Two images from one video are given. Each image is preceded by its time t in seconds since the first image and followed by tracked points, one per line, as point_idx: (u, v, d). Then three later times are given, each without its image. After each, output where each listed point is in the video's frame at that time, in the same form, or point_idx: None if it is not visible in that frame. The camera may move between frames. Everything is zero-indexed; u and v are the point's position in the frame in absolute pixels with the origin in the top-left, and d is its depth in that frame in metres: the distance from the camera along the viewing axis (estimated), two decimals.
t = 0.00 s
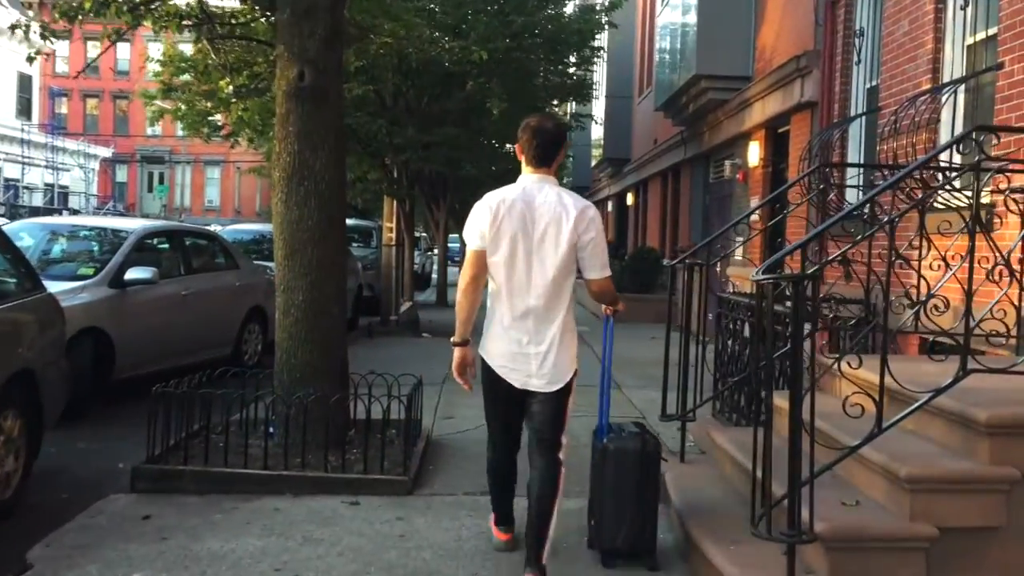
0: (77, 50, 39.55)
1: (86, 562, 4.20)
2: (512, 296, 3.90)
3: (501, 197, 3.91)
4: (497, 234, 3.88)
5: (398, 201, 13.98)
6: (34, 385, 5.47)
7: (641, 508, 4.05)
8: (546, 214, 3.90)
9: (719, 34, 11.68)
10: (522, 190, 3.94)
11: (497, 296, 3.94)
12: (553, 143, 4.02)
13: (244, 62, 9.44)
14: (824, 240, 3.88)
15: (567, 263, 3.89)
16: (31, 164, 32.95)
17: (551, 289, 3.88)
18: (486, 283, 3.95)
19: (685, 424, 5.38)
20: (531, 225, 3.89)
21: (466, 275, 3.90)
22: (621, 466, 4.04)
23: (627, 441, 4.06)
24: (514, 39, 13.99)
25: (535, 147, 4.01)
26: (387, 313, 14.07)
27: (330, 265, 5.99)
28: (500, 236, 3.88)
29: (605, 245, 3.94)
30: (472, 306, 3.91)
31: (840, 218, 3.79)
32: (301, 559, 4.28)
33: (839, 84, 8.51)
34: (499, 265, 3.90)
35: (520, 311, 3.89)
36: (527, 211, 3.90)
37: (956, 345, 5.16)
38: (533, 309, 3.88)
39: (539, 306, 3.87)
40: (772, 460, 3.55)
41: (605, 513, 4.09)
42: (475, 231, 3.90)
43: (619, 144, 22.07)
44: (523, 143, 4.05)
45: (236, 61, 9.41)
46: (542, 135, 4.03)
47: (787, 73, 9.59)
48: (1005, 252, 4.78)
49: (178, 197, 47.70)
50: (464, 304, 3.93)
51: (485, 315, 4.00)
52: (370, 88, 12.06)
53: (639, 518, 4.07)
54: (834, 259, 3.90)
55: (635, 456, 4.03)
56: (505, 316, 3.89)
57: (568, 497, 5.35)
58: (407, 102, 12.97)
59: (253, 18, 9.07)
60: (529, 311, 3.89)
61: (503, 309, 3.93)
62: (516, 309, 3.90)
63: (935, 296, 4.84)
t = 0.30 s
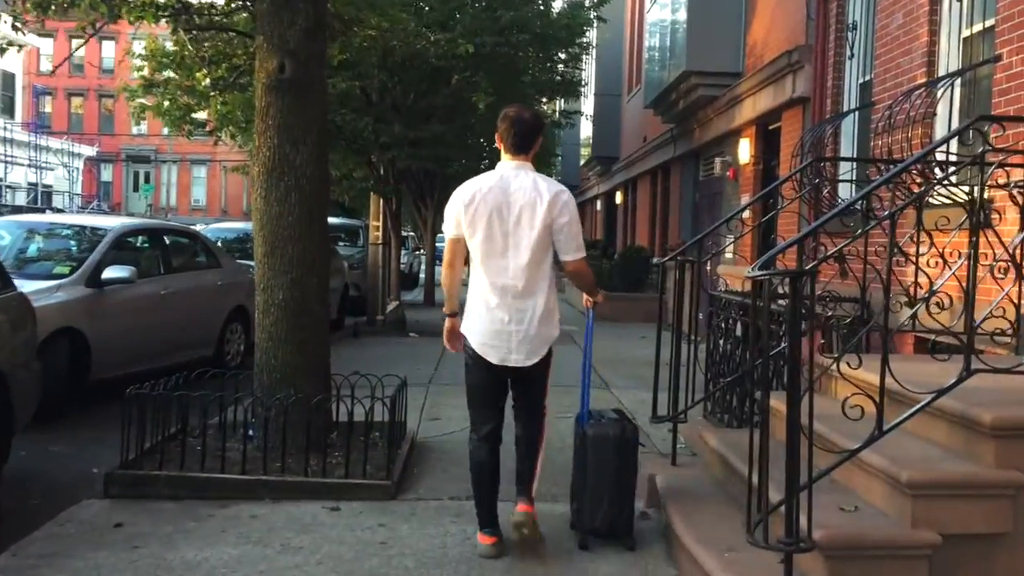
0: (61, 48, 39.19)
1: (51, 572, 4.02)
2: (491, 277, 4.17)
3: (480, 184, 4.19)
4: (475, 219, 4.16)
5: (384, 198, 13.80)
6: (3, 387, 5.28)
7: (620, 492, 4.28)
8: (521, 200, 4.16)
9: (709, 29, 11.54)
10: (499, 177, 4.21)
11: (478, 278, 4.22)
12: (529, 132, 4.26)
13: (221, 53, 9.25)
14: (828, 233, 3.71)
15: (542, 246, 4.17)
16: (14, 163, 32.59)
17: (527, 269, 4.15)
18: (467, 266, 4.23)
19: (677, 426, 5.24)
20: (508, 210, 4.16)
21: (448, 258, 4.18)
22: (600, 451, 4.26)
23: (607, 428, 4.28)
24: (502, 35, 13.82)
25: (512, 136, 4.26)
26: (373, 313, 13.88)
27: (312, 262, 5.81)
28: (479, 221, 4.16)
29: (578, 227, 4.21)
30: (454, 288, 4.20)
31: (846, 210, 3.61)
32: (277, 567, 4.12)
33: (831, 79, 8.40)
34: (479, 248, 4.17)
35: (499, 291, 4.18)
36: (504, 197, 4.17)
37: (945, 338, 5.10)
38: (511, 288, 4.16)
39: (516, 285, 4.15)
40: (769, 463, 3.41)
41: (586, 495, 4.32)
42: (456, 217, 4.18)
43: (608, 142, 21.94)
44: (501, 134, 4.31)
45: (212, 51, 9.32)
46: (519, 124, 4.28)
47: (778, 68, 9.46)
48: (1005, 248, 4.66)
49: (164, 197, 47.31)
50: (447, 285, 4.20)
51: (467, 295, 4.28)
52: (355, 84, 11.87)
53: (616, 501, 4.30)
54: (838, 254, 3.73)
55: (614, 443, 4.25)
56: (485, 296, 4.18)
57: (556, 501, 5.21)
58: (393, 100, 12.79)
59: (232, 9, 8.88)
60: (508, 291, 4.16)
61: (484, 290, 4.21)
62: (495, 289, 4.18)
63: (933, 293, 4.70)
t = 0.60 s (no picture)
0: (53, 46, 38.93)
1: None
2: (483, 287, 4.23)
3: (476, 197, 4.26)
4: (470, 229, 4.22)
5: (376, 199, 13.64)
6: None
7: (601, 483, 4.51)
8: (515, 214, 4.23)
9: (704, 27, 11.38)
10: (494, 192, 4.29)
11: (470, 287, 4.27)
12: (525, 150, 4.34)
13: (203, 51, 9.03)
14: (828, 239, 3.55)
15: (534, 259, 4.22)
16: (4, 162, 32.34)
17: (518, 280, 4.21)
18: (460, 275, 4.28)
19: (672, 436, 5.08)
20: (502, 222, 4.23)
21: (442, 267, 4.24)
22: (584, 445, 4.50)
23: (589, 422, 4.51)
24: (495, 33, 13.64)
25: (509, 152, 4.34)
26: (365, 315, 13.71)
27: (296, 267, 5.65)
28: (473, 232, 4.22)
29: (570, 244, 4.27)
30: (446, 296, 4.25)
31: (850, 213, 3.45)
32: None
33: (829, 78, 8.25)
34: (472, 258, 4.23)
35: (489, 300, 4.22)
36: (498, 210, 4.24)
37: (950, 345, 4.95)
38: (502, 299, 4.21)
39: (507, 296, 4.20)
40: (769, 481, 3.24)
41: (570, 488, 4.55)
42: (452, 228, 4.25)
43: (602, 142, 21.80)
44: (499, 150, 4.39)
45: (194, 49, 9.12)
46: (516, 143, 4.37)
47: (775, 68, 9.32)
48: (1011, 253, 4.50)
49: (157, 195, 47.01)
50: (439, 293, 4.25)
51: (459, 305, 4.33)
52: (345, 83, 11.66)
53: (598, 494, 4.52)
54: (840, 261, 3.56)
55: (595, 437, 4.49)
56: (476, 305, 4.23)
57: (547, 513, 5.06)
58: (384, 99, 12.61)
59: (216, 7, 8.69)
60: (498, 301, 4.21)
61: (476, 299, 4.26)
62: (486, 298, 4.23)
63: (937, 300, 4.55)
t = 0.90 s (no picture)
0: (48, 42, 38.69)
1: None
2: (490, 272, 4.67)
3: (484, 189, 4.70)
4: (479, 218, 4.66)
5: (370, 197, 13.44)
6: None
7: (603, 465, 4.75)
8: (520, 203, 4.68)
9: (704, 21, 11.20)
10: (500, 183, 4.72)
11: (478, 272, 4.72)
12: (529, 143, 4.76)
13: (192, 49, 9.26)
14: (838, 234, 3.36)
15: (538, 246, 4.68)
16: None
17: (523, 265, 4.66)
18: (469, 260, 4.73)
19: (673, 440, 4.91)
20: (507, 211, 4.68)
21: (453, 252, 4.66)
22: (586, 429, 4.72)
23: (592, 407, 4.73)
24: (491, 29, 13.47)
25: (513, 145, 4.76)
26: (360, 314, 13.52)
27: (284, 264, 5.47)
28: (481, 221, 4.66)
29: (571, 230, 4.72)
30: (456, 279, 4.69)
31: (862, 206, 3.26)
32: None
33: (831, 72, 8.08)
34: (480, 245, 4.68)
35: (496, 283, 4.67)
36: (504, 200, 4.68)
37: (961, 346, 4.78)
38: (508, 282, 4.67)
39: (512, 280, 4.66)
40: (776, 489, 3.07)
41: (573, 469, 4.79)
42: (461, 217, 4.68)
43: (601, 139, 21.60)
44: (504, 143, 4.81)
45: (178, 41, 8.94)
46: (519, 136, 4.78)
47: (775, 62, 9.14)
48: None
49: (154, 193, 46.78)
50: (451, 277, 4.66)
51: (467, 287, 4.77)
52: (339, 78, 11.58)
53: (599, 478, 4.78)
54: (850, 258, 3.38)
55: (599, 421, 4.70)
56: (484, 287, 4.68)
57: (542, 519, 4.88)
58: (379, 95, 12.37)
59: None
60: (505, 284, 4.67)
61: (483, 282, 4.71)
62: (493, 282, 4.68)
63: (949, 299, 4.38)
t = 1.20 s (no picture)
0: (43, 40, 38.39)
1: None
2: (491, 278, 4.73)
3: (482, 195, 4.76)
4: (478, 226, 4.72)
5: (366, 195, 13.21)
6: None
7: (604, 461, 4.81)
8: (518, 210, 4.73)
9: (706, 16, 10.95)
10: (498, 190, 4.78)
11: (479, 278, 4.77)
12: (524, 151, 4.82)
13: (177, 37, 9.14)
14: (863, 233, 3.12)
15: (537, 250, 4.72)
16: None
17: (523, 270, 4.72)
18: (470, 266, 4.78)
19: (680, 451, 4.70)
20: (505, 218, 4.73)
21: (454, 258, 4.70)
22: (588, 425, 4.76)
23: (593, 405, 4.76)
24: (488, 24, 13.24)
25: (508, 154, 4.82)
26: (356, 314, 13.28)
27: (273, 265, 5.24)
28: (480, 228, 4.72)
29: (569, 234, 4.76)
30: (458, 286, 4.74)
31: (890, 203, 3.01)
32: None
33: (839, 67, 7.85)
34: (480, 252, 4.73)
35: (498, 288, 4.73)
36: (502, 207, 4.74)
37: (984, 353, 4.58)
38: (509, 286, 4.72)
39: (512, 284, 4.71)
40: (795, 510, 2.85)
41: (575, 462, 4.85)
42: (460, 225, 4.75)
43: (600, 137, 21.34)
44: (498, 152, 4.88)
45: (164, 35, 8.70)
46: (514, 144, 4.84)
47: (780, 57, 8.91)
48: None
49: (151, 192, 46.51)
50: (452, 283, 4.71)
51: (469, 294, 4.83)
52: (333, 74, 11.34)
53: (599, 472, 4.85)
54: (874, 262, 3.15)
55: (599, 419, 4.73)
56: (485, 293, 4.73)
57: (543, 533, 4.66)
58: (375, 92, 12.12)
59: None
60: (506, 288, 4.72)
61: (484, 288, 4.76)
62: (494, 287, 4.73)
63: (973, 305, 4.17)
